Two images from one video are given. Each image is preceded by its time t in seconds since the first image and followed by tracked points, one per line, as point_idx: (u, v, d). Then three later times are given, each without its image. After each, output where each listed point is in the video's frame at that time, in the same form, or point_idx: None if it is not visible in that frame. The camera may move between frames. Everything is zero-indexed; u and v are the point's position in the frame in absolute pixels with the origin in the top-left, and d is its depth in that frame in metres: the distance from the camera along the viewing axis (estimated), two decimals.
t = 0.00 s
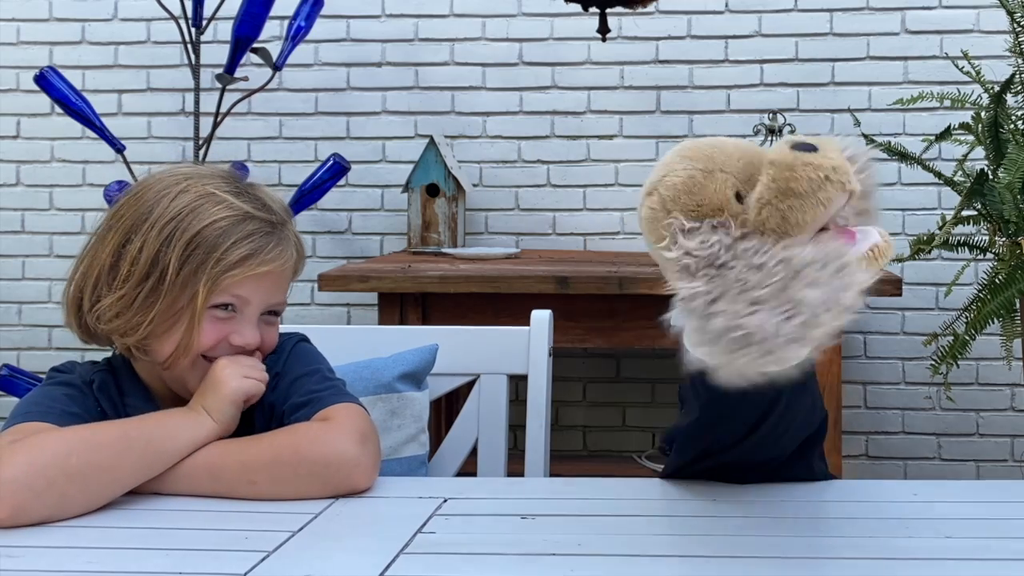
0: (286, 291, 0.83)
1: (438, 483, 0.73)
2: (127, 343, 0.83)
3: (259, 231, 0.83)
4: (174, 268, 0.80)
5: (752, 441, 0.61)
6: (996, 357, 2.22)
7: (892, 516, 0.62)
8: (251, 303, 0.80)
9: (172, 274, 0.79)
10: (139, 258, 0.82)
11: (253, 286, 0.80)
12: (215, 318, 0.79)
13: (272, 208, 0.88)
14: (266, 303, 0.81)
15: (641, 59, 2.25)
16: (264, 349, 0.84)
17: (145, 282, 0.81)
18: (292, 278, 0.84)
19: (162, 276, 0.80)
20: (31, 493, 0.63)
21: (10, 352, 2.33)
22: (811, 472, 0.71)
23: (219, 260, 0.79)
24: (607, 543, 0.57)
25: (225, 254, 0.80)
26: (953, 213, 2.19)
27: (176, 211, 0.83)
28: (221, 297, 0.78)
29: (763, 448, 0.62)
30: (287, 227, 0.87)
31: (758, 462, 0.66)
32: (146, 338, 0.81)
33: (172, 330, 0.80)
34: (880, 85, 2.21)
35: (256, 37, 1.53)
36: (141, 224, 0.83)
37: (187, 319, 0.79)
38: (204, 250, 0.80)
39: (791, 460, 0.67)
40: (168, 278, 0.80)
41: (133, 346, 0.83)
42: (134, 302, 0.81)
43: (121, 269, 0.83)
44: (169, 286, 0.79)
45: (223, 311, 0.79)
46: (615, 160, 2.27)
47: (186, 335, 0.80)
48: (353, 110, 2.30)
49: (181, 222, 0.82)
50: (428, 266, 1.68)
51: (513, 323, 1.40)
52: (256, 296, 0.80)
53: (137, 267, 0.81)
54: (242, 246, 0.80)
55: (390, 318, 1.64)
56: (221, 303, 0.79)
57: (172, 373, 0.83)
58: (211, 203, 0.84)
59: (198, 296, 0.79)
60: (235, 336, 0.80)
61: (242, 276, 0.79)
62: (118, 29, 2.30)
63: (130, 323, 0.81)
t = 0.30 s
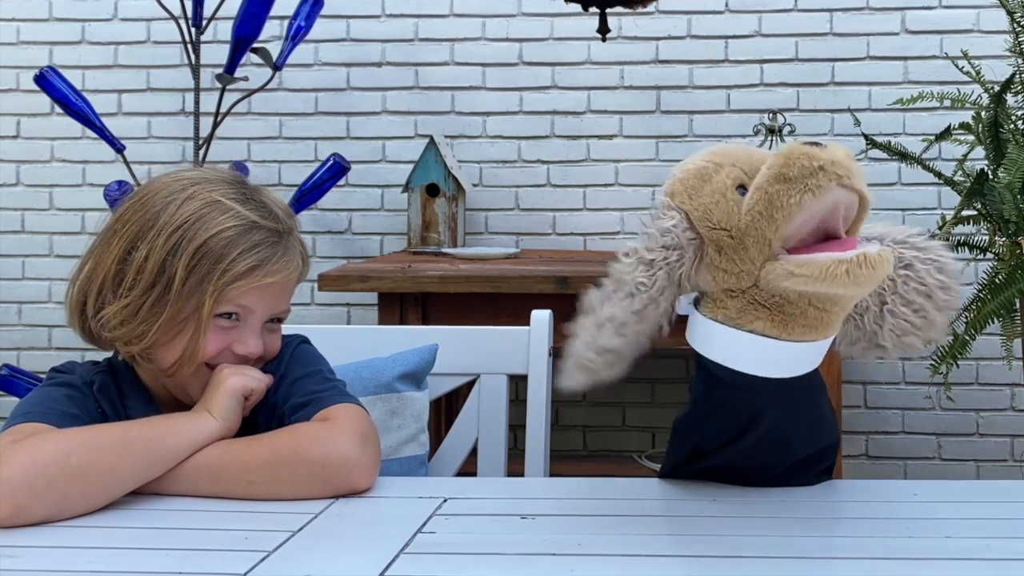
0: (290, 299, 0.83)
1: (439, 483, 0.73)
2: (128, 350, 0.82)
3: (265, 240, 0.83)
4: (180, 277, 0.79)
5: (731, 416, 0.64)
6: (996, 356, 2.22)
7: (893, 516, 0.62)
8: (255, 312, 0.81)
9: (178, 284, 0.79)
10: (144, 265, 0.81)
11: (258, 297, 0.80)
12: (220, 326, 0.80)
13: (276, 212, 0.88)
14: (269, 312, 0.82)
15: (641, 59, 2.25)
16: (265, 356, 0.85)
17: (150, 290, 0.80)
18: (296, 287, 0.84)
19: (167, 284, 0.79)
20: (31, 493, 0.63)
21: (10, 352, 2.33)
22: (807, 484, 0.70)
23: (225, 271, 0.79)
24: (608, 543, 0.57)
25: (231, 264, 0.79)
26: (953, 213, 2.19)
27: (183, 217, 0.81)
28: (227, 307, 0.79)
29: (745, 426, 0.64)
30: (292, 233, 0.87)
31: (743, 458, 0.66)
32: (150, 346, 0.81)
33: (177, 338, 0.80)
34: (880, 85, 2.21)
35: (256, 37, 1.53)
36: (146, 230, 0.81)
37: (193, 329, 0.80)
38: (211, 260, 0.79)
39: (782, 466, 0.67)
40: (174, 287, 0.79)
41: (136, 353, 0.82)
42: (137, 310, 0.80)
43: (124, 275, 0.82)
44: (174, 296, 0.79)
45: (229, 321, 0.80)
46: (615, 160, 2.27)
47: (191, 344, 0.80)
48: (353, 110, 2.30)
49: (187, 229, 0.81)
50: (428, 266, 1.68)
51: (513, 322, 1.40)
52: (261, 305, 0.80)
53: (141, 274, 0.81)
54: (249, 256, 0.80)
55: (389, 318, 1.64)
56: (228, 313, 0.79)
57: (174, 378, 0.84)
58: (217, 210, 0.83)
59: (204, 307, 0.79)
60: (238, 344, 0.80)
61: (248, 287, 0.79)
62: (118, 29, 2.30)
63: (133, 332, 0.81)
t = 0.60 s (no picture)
0: (287, 299, 0.83)
1: (439, 483, 0.73)
2: (127, 350, 0.82)
3: (263, 239, 0.83)
4: (178, 277, 0.79)
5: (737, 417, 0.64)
6: (996, 357, 2.21)
7: (894, 516, 0.62)
8: (253, 312, 0.81)
9: (176, 284, 0.79)
10: (141, 265, 0.81)
11: (256, 296, 0.80)
12: (217, 326, 0.80)
13: (274, 211, 0.88)
14: (267, 311, 0.82)
15: (641, 59, 2.24)
16: (264, 355, 0.85)
17: (148, 292, 0.80)
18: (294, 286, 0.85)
19: (165, 284, 0.79)
20: (30, 493, 0.63)
21: (10, 352, 2.33)
22: (807, 483, 0.71)
23: (222, 271, 0.79)
24: (608, 543, 0.57)
25: (229, 264, 0.79)
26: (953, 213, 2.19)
27: (180, 217, 0.81)
28: (225, 307, 0.79)
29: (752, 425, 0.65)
30: (290, 233, 0.87)
31: (748, 457, 0.67)
32: (148, 346, 0.81)
33: (175, 338, 0.80)
34: (880, 85, 2.21)
35: (255, 37, 1.53)
36: (144, 230, 0.81)
37: (191, 330, 0.80)
38: (208, 259, 0.79)
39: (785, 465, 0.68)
40: (172, 288, 0.79)
41: (135, 354, 0.82)
42: (135, 310, 0.80)
43: (122, 275, 0.82)
44: (172, 296, 0.79)
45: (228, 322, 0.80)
46: (615, 160, 2.27)
47: (188, 344, 0.80)
48: (353, 110, 2.30)
49: (185, 229, 0.81)
50: (428, 266, 1.68)
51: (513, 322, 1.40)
52: (259, 305, 0.80)
53: (139, 275, 0.80)
54: (246, 255, 0.80)
55: (389, 318, 1.64)
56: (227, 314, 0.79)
57: (173, 378, 0.84)
58: (214, 209, 0.83)
59: (201, 307, 0.79)
60: (236, 344, 0.81)
61: (247, 289, 0.79)
62: (118, 29, 2.30)
63: (132, 332, 0.81)
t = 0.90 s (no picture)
0: (289, 297, 0.84)
1: (439, 483, 0.73)
2: (129, 352, 0.82)
3: (264, 238, 0.83)
4: (179, 278, 0.79)
5: (740, 421, 0.65)
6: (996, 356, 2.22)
7: (893, 516, 0.63)
8: (255, 311, 0.81)
9: (178, 285, 0.79)
10: (142, 266, 0.81)
11: (257, 296, 0.80)
12: (219, 327, 0.80)
13: (274, 211, 0.88)
14: (269, 311, 0.82)
15: (641, 59, 2.25)
16: (266, 356, 0.85)
17: (150, 293, 0.80)
18: (296, 284, 0.85)
19: (166, 286, 0.80)
20: (27, 490, 0.63)
21: (11, 352, 2.33)
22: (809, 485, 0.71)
23: (224, 270, 0.79)
24: (609, 542, 0.57)
25: (230, 264, 0.79)
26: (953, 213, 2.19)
27: (181, 217, 0.81)
28: (227, 307, 0.79)
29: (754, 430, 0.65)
30: (290, 232, 0.87)
31: (751, 460, 0.67)
32: (151, 347, 0.81)
33: (177, 339, 0.80)
34: (880, 85, 2.21)
35: (255, 37, 1.53)
36: (144, 231, 0.81)
37: (193, 330, 0.80)
38: (209, 260, 0.79)
39: (788, 468, 0.68)
40: (173, 289, 0.79)
41: (137, 356, 0.82)
42: (137, 311, 0.80)
43: (123, 276, 0.82)
44: (174, 297, 0.79)
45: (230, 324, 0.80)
46: (615, 160, 2.27)
47: (191, 344, 0.80)
48: (353, 110, 2.30)
49: (185, 230, 0.81)
50: (428, 266, 1.68)
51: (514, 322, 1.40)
52: (260, 304, 0.81)
53: (140, 276, 0.81)
54: (247, 254, 0.80)
55: (389, 318, 1.64)
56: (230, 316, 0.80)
57: (175, 379, 0.84)
58: (215, 210, 0.83)
59: (204, 308, 0.79)
60: (238, 344, 0.81)
61: (249, 289, 0.79)
62: (118, 29, 2.30)
63: (134, 333, 0.81)
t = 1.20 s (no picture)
0: (304, 274, 0.82)
1: (439, 483, 0.73)
2: (152, 339, 0.83)
3: (271, 214, 0.82)
4: (188, 261, 0.80)
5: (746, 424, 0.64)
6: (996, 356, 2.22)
7: (893, 516, 0.63)
8: (270, 290, 0.80)
9: (187, 268, 0.80)
10: (154, 253, 0.82)
11: (270, 274, 0.79)
12: (234, 307, 0.79)
13: (284, 190, 0.87)
14: (285, 287, 0.81)
15: (641, 59, 2.25)
16: (291, 335, 0.83)
17: (162, 280, 0.81)
18: (309, 261, 0.84)
19: (178, 269, 0.80)
20: (30, 485, 0.64)
21: (11, 352, 2.34)
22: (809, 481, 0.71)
23: (231, 250, 0.79)
24: (609, 542, 0.57)
25: (237, 242, 0.79)
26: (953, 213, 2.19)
27: (187, 202, 0.82)
28: (239, 286, 0.79)
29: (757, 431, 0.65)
30: (301, 209, 0.87)
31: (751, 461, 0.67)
32: (168, 333, 0.82)
33: (194, 322, 0.81)
34: (880, 85, 2.21)
35: (255, 37, 1.53)
36: (154, 218, 0.83)
37: (209, 314, 0.80)
38: (217, 239, 0.80)
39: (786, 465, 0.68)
40: (184, 272, 0.80)
41: (160, 342, 0.83)
42: (153, 297, 0.82)
43: (139, 265, 0.83)
44: (185, 281, 0.80)
45: (242, 305, 0.79)
46: (615, 160, 2.27)
47: (206, 328, 0.80)
48: (353, 110, 2.30)
49: (192, 213, 0.82)
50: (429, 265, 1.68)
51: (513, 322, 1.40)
52: (274, 281, 0.80)
53: (154, 262, 0.82)
54: (253, 232, 0.80)
55: (389, 317, 1.64)
56: (241, 297, 0.79)
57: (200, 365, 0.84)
58: (222, 191, 0.83)
59: (217, 289, 0.79)
60: (257, 323, 0.79)
61: (256, 268, 0.79)
62: (118, 29, 2.30)
63: (152, 320, 0.82)
